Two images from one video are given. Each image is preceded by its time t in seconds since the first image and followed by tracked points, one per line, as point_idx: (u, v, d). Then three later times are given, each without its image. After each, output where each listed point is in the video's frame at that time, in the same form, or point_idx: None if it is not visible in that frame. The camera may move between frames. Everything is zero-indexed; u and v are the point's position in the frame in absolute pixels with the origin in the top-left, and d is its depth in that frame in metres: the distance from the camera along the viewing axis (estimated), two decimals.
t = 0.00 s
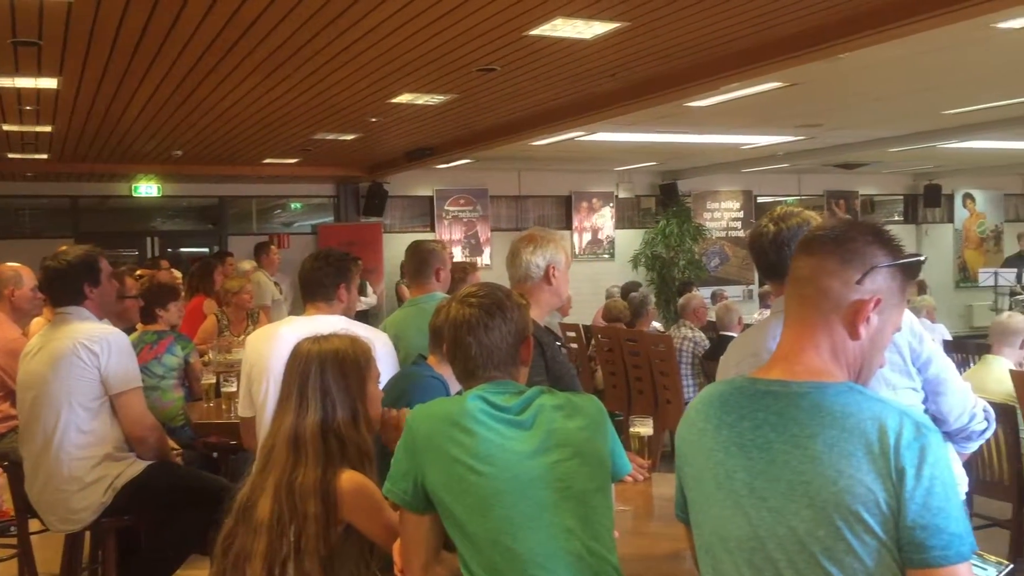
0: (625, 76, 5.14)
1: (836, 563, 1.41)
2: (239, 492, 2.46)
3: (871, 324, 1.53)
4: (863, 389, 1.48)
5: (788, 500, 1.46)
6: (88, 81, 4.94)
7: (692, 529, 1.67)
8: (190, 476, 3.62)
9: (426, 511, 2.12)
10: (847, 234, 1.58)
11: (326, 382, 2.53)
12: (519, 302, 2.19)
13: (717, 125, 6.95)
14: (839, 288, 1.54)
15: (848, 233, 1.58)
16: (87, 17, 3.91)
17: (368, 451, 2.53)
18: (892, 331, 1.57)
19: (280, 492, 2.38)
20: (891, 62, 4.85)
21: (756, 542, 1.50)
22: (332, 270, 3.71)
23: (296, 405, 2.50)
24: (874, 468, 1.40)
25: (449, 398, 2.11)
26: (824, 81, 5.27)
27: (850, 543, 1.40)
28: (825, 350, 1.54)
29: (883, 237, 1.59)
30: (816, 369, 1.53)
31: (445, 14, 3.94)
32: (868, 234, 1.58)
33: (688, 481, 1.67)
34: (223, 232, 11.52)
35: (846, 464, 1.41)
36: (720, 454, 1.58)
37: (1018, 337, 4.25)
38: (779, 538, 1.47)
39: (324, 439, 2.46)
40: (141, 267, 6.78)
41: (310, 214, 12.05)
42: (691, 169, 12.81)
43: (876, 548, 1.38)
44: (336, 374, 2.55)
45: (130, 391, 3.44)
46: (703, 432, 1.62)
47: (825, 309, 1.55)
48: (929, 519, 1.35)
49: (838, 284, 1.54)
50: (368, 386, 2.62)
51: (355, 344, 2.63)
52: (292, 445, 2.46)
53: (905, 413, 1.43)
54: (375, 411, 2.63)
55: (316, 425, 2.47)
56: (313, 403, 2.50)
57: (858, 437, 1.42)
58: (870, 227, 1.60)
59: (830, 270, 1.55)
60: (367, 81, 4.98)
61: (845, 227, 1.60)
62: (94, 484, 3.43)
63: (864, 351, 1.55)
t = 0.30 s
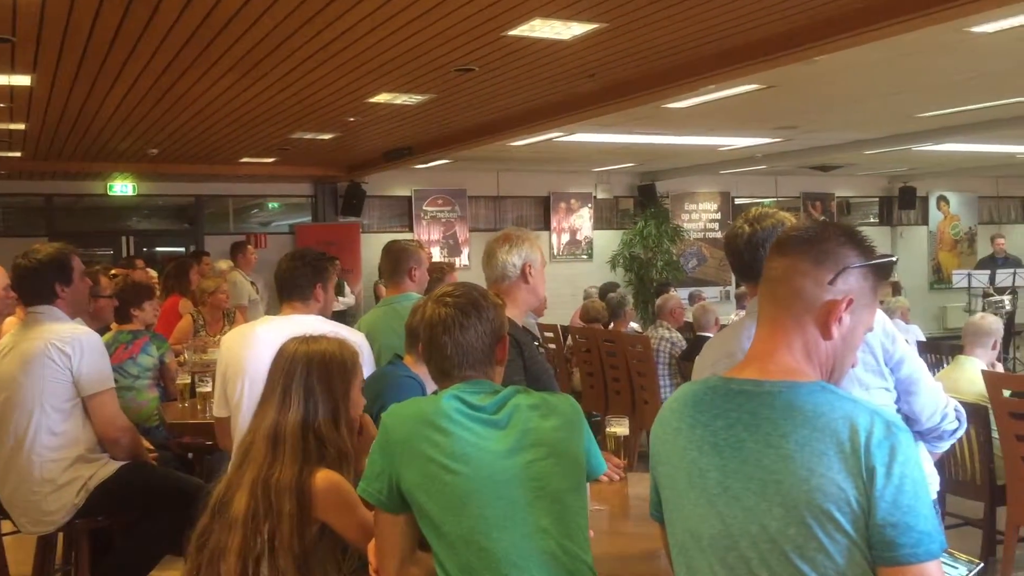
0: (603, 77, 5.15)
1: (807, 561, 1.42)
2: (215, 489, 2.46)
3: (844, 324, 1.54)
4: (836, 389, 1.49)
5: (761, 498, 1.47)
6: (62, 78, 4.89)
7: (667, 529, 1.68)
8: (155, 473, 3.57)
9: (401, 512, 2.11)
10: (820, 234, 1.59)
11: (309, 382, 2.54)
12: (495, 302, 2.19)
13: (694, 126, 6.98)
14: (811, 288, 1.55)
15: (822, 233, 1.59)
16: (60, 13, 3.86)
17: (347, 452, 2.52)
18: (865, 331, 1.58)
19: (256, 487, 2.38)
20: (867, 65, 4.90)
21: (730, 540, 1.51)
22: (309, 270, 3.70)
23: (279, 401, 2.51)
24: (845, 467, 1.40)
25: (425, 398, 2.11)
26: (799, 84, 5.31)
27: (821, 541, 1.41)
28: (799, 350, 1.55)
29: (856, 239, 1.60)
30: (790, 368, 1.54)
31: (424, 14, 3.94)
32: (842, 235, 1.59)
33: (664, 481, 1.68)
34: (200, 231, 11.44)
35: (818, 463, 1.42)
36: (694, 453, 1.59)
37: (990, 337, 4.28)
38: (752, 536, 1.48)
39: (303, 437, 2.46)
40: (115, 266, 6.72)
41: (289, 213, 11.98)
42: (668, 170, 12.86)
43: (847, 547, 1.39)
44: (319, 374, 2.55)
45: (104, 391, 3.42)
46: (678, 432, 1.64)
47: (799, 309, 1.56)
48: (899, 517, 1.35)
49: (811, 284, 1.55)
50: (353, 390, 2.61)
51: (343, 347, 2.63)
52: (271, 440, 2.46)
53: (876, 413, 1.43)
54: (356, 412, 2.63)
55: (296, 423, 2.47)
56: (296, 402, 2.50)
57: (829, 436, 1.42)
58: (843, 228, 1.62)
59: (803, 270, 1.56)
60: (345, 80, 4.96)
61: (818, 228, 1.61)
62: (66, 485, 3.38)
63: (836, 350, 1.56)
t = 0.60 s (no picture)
0: (578, 81, 5.16)
1: (774, 563, 1.43)
2: (187, 489, 2.44)
3: (812, 328, 1.55)
4: (803, 393, 1.50)
5: (729, 501, 1.48)
6: (32, 78, 4.84)
7: (636, 532, 1.68)
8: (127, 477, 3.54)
9: (371, 515, 2.10)
10: (789, 239, 1.60)
11: (288, 385, 2.53)
12: (466, 306, 2.19)
13: (669, 130, 7.01)
14: (780, 292, 1.56)
15: (791, 237, 1.61)
16: (28, 13, 3.82)
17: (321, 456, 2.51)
18: (832, 335, 1.59)
19: (227, 487, 2.36)
20: (839, 70, 4.94)
21: (698, 543, 1.52)
22: (282, 272, 3.68)
23: (256, 403, 2.50)
24: (811, 470, 1.41)
25: (395, 401, 2.10)
26: (772, 89, 5.35)
27: (788, 544, 1.41)
28: (767, 353, 1.56)
29: (825, 244, 1.61)
30: (758, 372, 1.55)
31: (399, 17, 3.94)
32: (810, 241, 1.60)
33: (633, 484, 1.69)
34: (173, 233, 11.37)
35: (785, 465, 1.42)
36: (663, 456, 1.60)
37: (960, 341, 4.32)
38: (720, 539, 1.49)
39: (279, 439, 2.45)
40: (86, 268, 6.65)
41: (264, 215, 11.96)
42: (644, 174, 12.91)
43: (813, 549, 1.40)
44: (298, 377, 2.54)
45: (74, 401, 3.39)
46: (647, 435, 1.64)
47: (767, 313, 1.57)
48: (864, 519, 1.37)
49: (779, 288, 1.56)
50: (330, 395, 2.60)
51: (323, 352, 2.62)
52: (246, 440, 2.45)
53: (843, 416, 1.44)
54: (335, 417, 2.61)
55: (273, 425, 2.46)
56: (272, 404, 2.50)
57: (795, 439, 1.43)
58: (812, 233, 1.63)
59: (772, 274, 1.57)
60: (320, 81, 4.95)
61: (787, 233, 1.62)
62: (33, 492, 3.35)
63: (803, 354, 1.57)
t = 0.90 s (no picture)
0: (549, 84, 5.17)
1: (734, 565, 1.44)
2: (151, 492, 2.42)
3: (774, 331, 1.56)
4: (764, 395, 1.51)
5: (691, 504, 1.49)
6: None
7: (601, 534, 1.69)
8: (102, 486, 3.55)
9: (335, 520, 2.08)
10: (751, 243, 1.61)
11: (254, 388, 2.51)
12: (434, 310, 2.17)
13: (639, 134, 7.04)
14: (742, 296, 1.57)
15: (753, 241, 1.61)
16: None
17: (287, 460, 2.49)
18: (795, 338, 1.60)
19: (190, 489, 2.35)
20: (807, 75, 4.98)
21: (660, 545, 1.53)
22: (249, 274, 3.66)
23: (222, 405, 2.49)
24: (772, 472, 1.41)
25: (361, 405, 2.09)
26: (741, 93, 5.39)
27: (749, 545, 1.42)
28: (728, 356, 1.57)
29: (788, 247, 1.62)
30: (720, 375, 1.55)
31: (368, 19, 3.93)
32: (774, 244, 1.61)
33: (598, 488, 1.70)
34: (142, 236, 11.26)
35: (746, 468, 1.43)
36: (627, 459, 1.61)
37: (925, 343, 4.37)
38: (682, 541, 1.49)
39: (243, 442, 2.44)
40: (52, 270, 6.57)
41: (233, 218, 11.90)
42: (616, 177, 12.96)
43: (773, 551, 1.41)
44: (264, 380, 2.53)
45: (38, 411, 3.26)
46: (611, 438, 1.65)
47: (730, 317, 1.58)
48: (823, 521, 1.37)
49: (742, 292, 1.56)
50: (296, 398, 2.58)
51: (289, 355, 2.61)
52: (211, 443, 2.44)
53: (803, 419, 1.45)
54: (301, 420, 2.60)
55: (237, 427, 2.45)
56: (237, 406, 2.48)
57: (756, 442, 1.44)
58: (775, 236, 1.63)
59: (734, 278, 1.58)
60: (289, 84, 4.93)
61: (750, 236, 1.62)
62: None
63: (766, 357, 1.58)
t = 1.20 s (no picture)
0: (519, 87, 5.17)
1: (693, 566, 1.44)
2: (112, 497, 2.39)
3: (734, 334, 1.57)
4: (724, 397, 1.51)
5: (651, 505, 1.49)
6: None
7: (562, 537, 1.69)
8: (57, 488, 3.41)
9: (297, 525, 2.06)
10: (712, 246, 1.62)
11: (220, 393, 2.49)
12: (398, 313, 2.16)
13: (609, 137, 7.06)
14: (702, 299, 1.57)
15: (714, 244, 1.62)
16: None
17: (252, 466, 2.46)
18: (754, 341, 1.60)
19: (152, 495, 2.32)
20: (774, 79, 5.02)
21: (621, 547, 1.53)
22: (215, 278, 3.63)
23: (186, 410, 2.47)
24: (731, 474, 1.42)
25: (325, 409, 2.07)
26: (709, 97, 5.42)
27: (708, 547, 1.43)
28: (689, 358, 1.57)
29: (749, 250, 1.63)
30: (680, 378, 1.56)
31: (337, 21, 3.92)
32: (734, 247, 1.62)
33: (560, 490, 1.70)
34: (108, 238, 11.14)
35: (705, 470, 1.43)
36: (588, 462, 1.61)
37: (888, 345, 4.41)
38: (642, 543, 1.49)
39: (207, 447, 2.41)
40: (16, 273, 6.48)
41: (201, 220, 11.72)
42: (587, 180, 13.00)
43: (732, 552, 1.41)
44: (230, 386, 2.50)
45: None
46: (573, 441, 1.65)
47: (690, 320, 1.58)
48: (781, 522, 1.38)
49: (702, 294, 1.57)
50: (263, 405, 2.55)
51: (256, 360, 2.58)
52: (175, 447, 2.42)
53: (762, 421, 1.46)
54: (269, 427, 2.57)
55: (202, 432, 2.42)
56: (202, 412, 2.46)
57: (715, 443, 1.44)
58: (736, 238, 1.64)
59: (694, 281, 1.58)
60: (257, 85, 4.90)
61: (710, 240, 1.63)
62: None
63: (725, 359, 1.58)
